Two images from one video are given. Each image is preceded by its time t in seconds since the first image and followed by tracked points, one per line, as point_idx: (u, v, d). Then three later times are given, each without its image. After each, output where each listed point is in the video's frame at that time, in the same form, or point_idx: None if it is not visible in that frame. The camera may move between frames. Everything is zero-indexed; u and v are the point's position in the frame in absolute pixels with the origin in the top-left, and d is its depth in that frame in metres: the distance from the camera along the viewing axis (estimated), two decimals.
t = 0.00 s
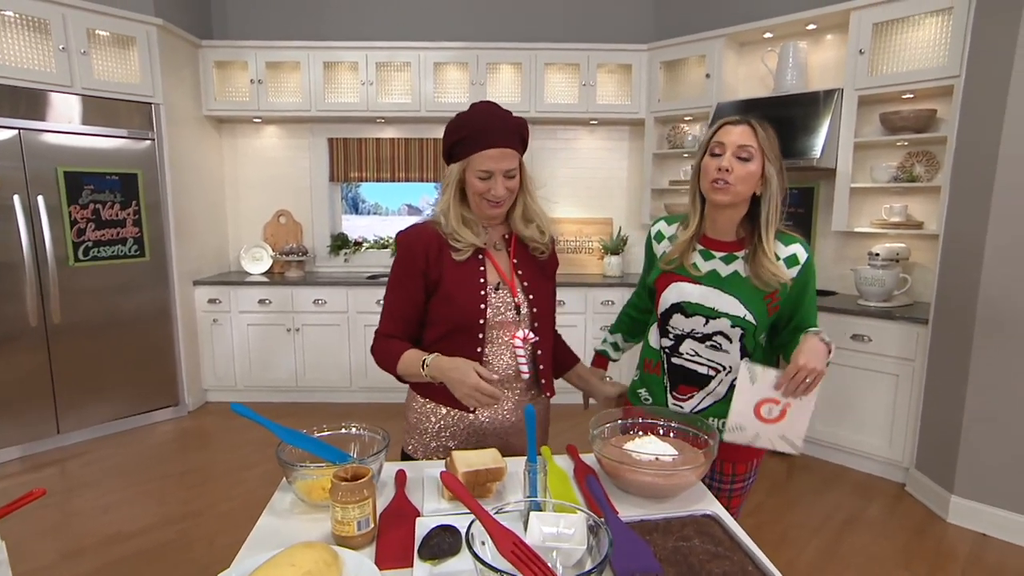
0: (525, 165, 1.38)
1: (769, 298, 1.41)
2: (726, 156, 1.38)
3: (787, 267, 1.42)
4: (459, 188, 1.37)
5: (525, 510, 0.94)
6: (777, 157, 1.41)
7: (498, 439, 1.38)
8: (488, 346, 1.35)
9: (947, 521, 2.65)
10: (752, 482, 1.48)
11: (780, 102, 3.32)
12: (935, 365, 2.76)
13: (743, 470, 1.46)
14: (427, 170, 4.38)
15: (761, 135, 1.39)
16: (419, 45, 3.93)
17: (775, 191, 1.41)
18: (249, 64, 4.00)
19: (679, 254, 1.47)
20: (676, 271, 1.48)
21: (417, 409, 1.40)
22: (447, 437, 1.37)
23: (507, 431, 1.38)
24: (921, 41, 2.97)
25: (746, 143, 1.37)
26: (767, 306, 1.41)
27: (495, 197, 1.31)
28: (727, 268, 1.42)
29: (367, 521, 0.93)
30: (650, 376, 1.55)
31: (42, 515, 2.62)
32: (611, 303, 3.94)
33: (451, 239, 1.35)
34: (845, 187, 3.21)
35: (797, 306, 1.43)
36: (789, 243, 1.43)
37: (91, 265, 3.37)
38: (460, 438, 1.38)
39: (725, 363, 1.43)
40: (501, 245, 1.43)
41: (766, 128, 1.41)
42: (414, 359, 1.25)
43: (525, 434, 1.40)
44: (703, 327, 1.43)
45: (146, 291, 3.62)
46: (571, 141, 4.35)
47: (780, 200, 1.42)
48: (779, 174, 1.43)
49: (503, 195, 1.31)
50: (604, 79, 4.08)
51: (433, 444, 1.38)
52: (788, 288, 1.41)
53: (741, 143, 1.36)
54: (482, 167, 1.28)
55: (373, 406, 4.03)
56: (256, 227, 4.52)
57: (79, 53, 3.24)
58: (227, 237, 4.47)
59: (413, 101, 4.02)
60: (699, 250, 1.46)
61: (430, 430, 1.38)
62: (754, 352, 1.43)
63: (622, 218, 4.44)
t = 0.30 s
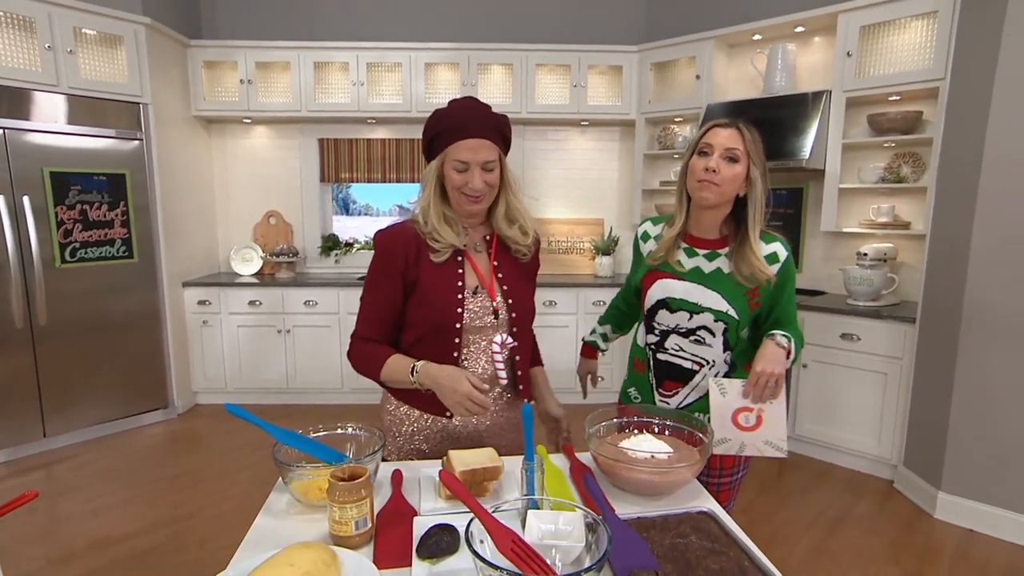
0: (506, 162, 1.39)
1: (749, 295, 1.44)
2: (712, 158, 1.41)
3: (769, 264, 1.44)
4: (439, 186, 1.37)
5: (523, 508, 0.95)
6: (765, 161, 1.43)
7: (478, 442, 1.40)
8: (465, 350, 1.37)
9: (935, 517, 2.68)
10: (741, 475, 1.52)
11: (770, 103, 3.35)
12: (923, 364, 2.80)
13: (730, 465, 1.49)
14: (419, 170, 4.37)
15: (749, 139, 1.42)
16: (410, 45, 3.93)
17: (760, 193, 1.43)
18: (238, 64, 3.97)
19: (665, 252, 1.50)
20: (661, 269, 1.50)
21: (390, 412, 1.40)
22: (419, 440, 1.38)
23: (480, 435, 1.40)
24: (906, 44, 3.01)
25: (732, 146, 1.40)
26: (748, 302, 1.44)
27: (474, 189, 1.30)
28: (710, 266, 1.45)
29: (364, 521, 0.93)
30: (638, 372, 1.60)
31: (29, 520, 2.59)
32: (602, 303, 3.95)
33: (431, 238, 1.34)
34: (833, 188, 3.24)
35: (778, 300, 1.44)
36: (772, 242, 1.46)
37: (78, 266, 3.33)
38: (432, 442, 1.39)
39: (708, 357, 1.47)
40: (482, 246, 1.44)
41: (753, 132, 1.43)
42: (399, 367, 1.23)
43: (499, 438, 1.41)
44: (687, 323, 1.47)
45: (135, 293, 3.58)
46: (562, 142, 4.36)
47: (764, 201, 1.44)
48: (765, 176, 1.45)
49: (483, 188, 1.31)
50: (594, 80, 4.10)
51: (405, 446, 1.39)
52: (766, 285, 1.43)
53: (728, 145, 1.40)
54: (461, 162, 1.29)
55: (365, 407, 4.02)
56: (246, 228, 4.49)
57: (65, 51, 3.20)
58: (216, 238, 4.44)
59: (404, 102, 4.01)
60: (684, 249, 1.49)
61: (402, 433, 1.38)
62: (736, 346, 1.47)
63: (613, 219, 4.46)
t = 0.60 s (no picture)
0: (482, 160, 1.37)
1: (716, 285, 1.57)
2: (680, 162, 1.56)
3: (732, 256, 1.58)
4: (415, 183, 1.38)
5: (523, 505, 0.95)
6: (726, 165, 1.59)
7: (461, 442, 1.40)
8: (434, 353, 1.37)
9: (925, 512, 2.72)
10: (719, 458, 1.56)
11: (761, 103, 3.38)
12: (914, 361, 2.83)
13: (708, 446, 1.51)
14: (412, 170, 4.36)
15: (712, 143, 1.57)
16: (404, 45, 3.92)
17: (723, 192, 1.58)
18: (231, 63, 3.95)
19: (640, 248, 1.64)
20: (636, 264, 1.64)
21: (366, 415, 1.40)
22: (392, 442, 1.39)
23: (454, 438, 1.39)
24: (896, 45, 3.04)
25: (698, 150, 1.55)
26: (716, 292, 1.58)
27: (448, 180, 1.29)
28: (680, 260, 1.59)
29: (366, 518, 0.93)
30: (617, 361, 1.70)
31: (20, 522, 2.56)
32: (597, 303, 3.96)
33: (403, 237, 1.35)
34: (825, 188, 3.27)
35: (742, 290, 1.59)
36: (734, 234, 1.59)
37: (68, 267, 3.30)
38: (405, 443, 1.39)
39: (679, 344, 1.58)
40: (456, 247, 1.42)
41: (716, 138, 1.59)
42: (376, 369, 1.24)
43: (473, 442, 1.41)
44: (660, 313, 1.59)
45: (126, 294, 3.55)
46: (556, 141, 4.37)
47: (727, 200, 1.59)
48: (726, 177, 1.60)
49: (456, 178, 1.30)
50: (588, 80, 4.11)
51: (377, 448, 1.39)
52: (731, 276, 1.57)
53: (693, 149, 1.55)
54: (436, 156, 1.28)
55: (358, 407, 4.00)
56: (239, 228, 4.47)
57: (55, 50, 3.17)
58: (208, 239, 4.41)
59: (397, 102, 4.00)
60: (657, 245, 1.63)
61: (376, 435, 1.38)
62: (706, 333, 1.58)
63: (607, 218, 4.47)
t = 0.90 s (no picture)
0: (469, 158, 1.37)
1: (702, 278, 1.60)
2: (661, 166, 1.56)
3: (714, 250, 1.59)
4: (402, 182, 1.37)
5: (529, 501, 0.96)
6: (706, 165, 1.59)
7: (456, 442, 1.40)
8: (423, 354, 1.36)
9: (923, 509, 2.73)
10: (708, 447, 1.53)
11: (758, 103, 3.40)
12: (912, 359, 2.84)
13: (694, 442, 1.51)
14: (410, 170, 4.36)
15: (691, 147, 1.57)
16: (401, 44, 3.92)
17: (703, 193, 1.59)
18: (228, 62, 3.94)
19: (625, 246, 1.65)
20: (624, 262, 1.65)
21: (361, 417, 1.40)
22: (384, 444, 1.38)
23: (446, 438, 1.39)
24: (892, 45, 3.06)
25: (677, 154, 1.55)
26: (699, 283, 1.60)
27: (435, 176, 1.28)
28: (666, 256, 1.60)
29: (372, 516, 0.93)
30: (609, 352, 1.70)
31: (17, 523, 2.55)
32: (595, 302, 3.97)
33: (389, 237, 1.35)
34: (822, 187, 3.28)
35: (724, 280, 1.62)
36: (715, 229, 1.60)
37: (65, 267, 3.29)
38: (397, 443, 1.39)
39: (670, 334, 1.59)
40: (443, 247, 1.42)
41: (696, 140, 1.60)
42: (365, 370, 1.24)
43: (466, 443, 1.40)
44: (651, 304, 1.59)
45: (123, 294, 3.54)
46: (554, 141, 4.37)
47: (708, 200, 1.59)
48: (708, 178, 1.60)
49: (443, 175, 1.29)
50: (585, 79, 4.11)
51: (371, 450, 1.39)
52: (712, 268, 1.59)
53: (674, 155, 1.55)
54: (422, 155, 1.28)
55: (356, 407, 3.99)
56: (236, 228, 4.45)
57: (51, 48, 3.16)
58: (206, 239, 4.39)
59: (395, 101, 4.00)
60: (643, 242, 1.63)
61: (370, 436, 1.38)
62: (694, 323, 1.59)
63: (605, 218, 4.48)
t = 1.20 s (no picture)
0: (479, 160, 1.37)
1: (699, 271, 1.59)
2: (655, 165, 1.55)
3: (711, 244, 1.59)
4: (412, 183, 1.36)
5: (538, 499, 0.96)
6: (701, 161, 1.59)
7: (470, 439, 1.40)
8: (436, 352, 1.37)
9: (926, 509, 2.73)
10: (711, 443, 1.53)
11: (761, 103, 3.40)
12: (915, 359, 2.84)
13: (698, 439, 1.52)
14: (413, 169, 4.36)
15: (686, 145, 1.56)
16: (405, 44, 3.92)
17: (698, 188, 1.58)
18: (231, 62, 3.95)
19: (623, 243, 1.65)
20: (623, 259, 1.64)
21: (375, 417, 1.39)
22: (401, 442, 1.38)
23: (462, 435, 1.39)
24: (896, 44, 3.06)
25: (670, 152, 1.54)
26: (698, 277, 1.59)
27: (451, 187, 1.29)
28: (664, 252, 1.60)
29: (382, 514, 0.94)
30: (611, 350, 1.70)
31: (22, 523, 2.56)
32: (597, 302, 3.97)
33: (399, 239, 1.35)
34: (825, 187, 3.28)
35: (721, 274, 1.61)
36: (710, 223, 1.61)
37: (68, 266, 3.29)
38: (413, 441, 1.39)
39: (670, 329, 1.59)
40: (452, 246, 1.43)
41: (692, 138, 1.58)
42: (386, 369, 1.22)
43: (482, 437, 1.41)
44: (649, 300, 1.59)
45: (127, 294, 3.54)
46: (556, 141, 4.38)
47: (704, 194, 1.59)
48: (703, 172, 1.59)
49: (459, 185, 1.30)
50: (588, 79, 4.11)
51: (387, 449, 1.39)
52: (710, 262, 1.58)
53: (668, 153, 1.54)
54: (436, 158, 1.27)
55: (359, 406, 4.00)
56: (239, 228, 4.46)
57: (56, 49, 3.17)
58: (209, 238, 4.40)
59: (398, 101, 4.00)
60: (641, 238, 1.63)
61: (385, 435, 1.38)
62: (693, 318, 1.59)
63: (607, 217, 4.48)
